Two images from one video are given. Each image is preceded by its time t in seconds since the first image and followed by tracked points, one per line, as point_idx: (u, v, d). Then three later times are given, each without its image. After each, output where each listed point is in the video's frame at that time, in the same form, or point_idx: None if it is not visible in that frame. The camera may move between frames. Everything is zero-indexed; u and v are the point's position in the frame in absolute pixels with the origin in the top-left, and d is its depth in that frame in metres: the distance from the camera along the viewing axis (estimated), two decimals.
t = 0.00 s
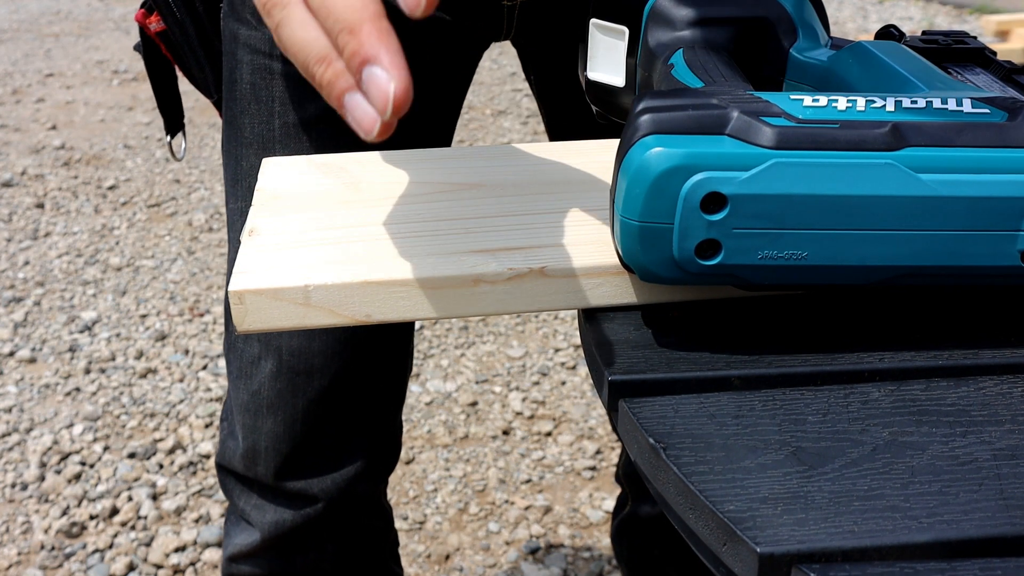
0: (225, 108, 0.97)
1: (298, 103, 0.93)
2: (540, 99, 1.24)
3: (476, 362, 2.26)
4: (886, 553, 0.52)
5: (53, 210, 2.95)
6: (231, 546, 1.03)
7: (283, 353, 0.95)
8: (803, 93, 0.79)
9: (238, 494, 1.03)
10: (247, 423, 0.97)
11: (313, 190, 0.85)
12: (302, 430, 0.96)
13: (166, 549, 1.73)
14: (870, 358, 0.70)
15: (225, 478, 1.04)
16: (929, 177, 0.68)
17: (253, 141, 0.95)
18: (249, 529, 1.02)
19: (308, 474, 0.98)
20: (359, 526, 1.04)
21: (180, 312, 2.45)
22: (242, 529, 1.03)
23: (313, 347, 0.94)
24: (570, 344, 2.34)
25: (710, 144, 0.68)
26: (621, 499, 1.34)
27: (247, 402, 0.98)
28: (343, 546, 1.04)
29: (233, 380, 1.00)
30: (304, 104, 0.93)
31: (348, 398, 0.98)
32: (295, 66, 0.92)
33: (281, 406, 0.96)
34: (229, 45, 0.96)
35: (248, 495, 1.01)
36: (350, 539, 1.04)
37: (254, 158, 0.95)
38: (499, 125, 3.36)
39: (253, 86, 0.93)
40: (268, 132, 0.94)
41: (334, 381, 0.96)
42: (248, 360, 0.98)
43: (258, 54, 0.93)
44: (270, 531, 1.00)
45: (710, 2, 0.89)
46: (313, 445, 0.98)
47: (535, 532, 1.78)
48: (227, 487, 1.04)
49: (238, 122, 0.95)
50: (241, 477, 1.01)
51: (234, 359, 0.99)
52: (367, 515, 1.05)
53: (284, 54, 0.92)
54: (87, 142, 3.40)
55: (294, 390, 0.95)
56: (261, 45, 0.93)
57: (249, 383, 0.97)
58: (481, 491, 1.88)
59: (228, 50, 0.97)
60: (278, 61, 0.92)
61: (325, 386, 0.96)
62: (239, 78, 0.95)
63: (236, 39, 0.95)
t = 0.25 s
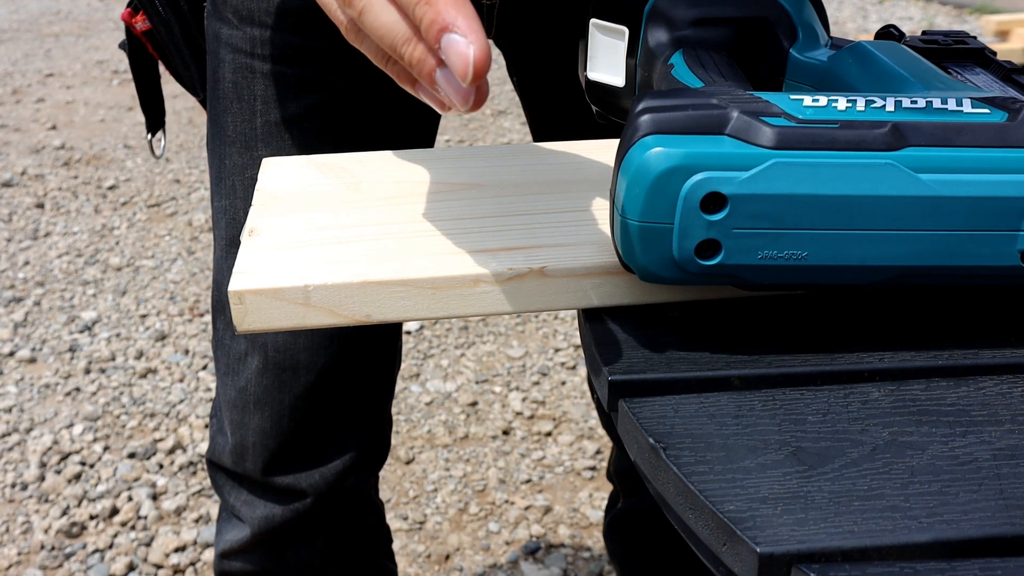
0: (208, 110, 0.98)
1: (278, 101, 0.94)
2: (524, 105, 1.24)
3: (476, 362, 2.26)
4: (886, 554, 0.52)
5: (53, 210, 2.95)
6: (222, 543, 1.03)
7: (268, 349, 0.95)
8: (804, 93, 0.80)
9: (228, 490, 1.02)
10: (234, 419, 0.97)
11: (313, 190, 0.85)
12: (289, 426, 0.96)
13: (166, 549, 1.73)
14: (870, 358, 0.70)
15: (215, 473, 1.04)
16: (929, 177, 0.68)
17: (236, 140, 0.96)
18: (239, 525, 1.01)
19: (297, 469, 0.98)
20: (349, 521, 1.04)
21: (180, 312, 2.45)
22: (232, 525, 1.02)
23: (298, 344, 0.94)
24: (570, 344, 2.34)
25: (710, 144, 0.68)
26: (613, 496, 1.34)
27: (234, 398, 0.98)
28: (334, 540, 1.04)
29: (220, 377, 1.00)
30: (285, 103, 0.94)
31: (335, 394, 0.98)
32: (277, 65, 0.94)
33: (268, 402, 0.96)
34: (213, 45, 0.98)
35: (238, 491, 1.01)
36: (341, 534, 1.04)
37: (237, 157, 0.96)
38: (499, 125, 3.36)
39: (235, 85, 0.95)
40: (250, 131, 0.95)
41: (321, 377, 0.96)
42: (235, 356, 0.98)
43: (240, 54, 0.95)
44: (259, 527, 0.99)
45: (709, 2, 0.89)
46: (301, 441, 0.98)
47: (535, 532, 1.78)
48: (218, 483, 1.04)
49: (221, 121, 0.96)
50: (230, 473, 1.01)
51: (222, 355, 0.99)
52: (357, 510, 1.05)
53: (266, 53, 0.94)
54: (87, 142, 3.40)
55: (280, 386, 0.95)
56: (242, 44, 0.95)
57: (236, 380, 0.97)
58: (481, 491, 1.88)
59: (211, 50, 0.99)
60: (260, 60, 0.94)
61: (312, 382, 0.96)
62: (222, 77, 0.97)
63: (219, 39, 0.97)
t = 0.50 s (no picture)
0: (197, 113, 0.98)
1: (266, 103, 0.94)
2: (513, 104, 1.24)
3: (476, 362, 2.26)
4: (886, 553, 0.52)
5: (53, 210, 2.95)
6: (217, 550, 1.03)
7: (260, 353, 0.95)
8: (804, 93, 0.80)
9: (221, 497, 1.02)
10: (227, 424, 0.97)
11: (313, 190, 0.85)
12: (281, 432, 0.96)
13: (166, 549, 1.73)
14: (870, 358, 0.70)
15: (208, 480, 1.03)
16: (930, 176, 0.68)
17: (225, 142, 0.95)
18: (233, 533, 1.01)
19: (290, 474, 0.98)
20: (342, 525, 1.04)
21: (180, 312, 2.45)
22: (226, 533, 1.02)
23: (289, 348, 0.94)
24: (570, 344, 2.34)
25: (710, 143, 0.68)
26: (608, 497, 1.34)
27: (226, 402, 0.97)
28: (329, 545, 1.04)
29: (212, 382, 1.00)
30: (274, 104, 0.94)
31: (328, 398, 0.98)
32: (264, 66, 0.93)
33: (260, 406, 0.95)
34: (200, 48, 0.97)
35: (231, 497, 1.01)
36: (336, 538, 1.04)
37: (227, 158, 0.95)
38: (499, 125, 3.36)
39: (223, 87, 0.94)
40: (239, 132, 0.94)
41: (312, 380, 0.96)
42: (226, 361, 0.97)
43: (227, 56, 0.94)
44: (253, 533, 0.99)
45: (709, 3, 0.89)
46: (294, 446, 0.97)
47: (535, 532, 1.78)
48: (211, 489, 1.03)
49: (210, 124, 0.95)
50: (223, 479, 1.01)
51: (212, 360, 0.99)
52: (351, 515, 1.05)
53: (253, 54, 0.93)
54: (87, 142, 3.40)
55: (272, 390, 0.95)
56: (229, 46, 0.94)
57: (228, 384, 0.97)
58: (481, 491, 1.88)
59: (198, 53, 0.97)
60: (247, 61, 0.93)
61: (304, 385, 0.96)
62: (210, 80, 0.95)
63: (206, 42, 0.96)
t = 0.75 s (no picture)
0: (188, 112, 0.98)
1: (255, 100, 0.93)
2: (504, 107, 1.24)
3: (476, 362, 2.26)
4: (886, 553, 0.52)
5: (53, 210, 2.95)
6: (210, 549, 1.02)
7: (250, 350, 0.95)
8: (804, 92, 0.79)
9: (214, 495, 1.01)
10: (218, 422, 0.97)
11: (313, 190, 0.85)
12: (272, 430, 0.96)
13: (165, 549, 1.73)
14: (870, 358, 0.70)
15: (201, 478, 1.03)
16: (930, 176, 0.68)
17: (214, 141, 0.95)
18: (226, 531, 1.01)
19: (281, 472, 0.97)
20: (335, 525, 1.04)
21: (180, 312, 2.45)
22: (219, 532, 1.02)
23: (279, 345, 0.94)
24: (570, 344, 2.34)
25: (710, 143, 0.68)
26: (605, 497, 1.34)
27: (217, 400, 0.97)
28: (323, 544, 1.03)
29: (202, 379, 0.99)
30: (262, 102, 0.93)
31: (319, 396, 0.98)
32: (254, 65, 0.93)
33: (250, 404, 0.95)
34: (190, 46, 0.97)
35: (223, 495, 1.00)
36: (329, 537, 1.04)
37: (215, 157, 0.95)
38: (500, 125, 3.36)
39: (211, 85, 0.94)
40: (227, 130, 0.94)
41: (303, 378, 0.96)
42: (216, 359, 0.97)
43: (217, 54, 0.94)
44: (246, 531, 0.98)
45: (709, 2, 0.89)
46: (285, 444, 0.97)
47: (535, 532, 1.78)
48: (203, 488, 1.03)
49: (199, 123, 0.95)
50: (216, 476, 1.00)
51: (203, 358, 0.99)
52: (345, 514, 1.04)
53: (244, 52, 0.93)
54: (87, 142, 3.40)
55: (262, 388, 0.95)
56: (218, 44, 0.94)
57: (219, 382, 0.97)
58: (481, 491, 1.88)
59: (189, 51, 0.97)
60: (235, 59, 0.93)
61: (294, 383, 0.96)
62: (199, 78, 0.96)
63: (196, 40, 0.96)
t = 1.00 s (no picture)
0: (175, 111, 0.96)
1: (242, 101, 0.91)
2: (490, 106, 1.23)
3: (476, 362, 2.26)
4: (886, 553, 0.52)
5: (53, 210, 2.95)
6: (204, 549, 1.02)
7: (240, 350, 0.95)
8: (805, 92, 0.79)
9: (207, 495, 1.02)
10: (209, 421, 0.97)
11: (312, 190, 0.85)
12: (264, 429, 0.96)
13: (165, 549, 1.73)
14: (870, 358, 0.70)
15: (194, 478, 1.03)
16: (929, 176, 0.68)
17: (202, 141, 0.93)
18: (219, 530, 1.01)
19: (273, 471, 0.97)
20: (328, 524, 1.03)
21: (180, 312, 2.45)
22: (213, 532, 1.02)
23: (270, 344, 0.94)
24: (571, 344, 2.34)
25: (710, 143, 0.68)
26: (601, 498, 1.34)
27: (209, 400, 0.97)
28: (316, 543, 1.03)
29: (194, 380, 0.99)
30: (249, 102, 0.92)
31: (311, 396, 0.98)
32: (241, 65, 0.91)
33: (242, 404, 0.95)
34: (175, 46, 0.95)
35: (216, 494, 1.01)
36: (323, 537, 1.04)
37: (203, 158, 0.93)
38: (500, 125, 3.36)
39: (198, 85, 0.92)
40: (215, 132, 0.92)
41: (295, 377, 0.95)
42: (207, 359, 0.97)
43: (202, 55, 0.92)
44: (238, 531, 0.98)
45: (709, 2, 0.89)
46: (276, 444, 0.97)
47: (535, 532, 1.78)
48: (197, 488, 1.03)
49: (187, 122, 0.94)
50: (209, 476, 1.00)
51: (195, 357, 0.99)
52: (337, 513, 1.04)
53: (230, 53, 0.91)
54: (87, 142, 3.40)
55: (254, 388, 0.95)
56: (204, 44, 0.92)
57: (210, 382, 0.97)
58: (481, 491, 1.88)
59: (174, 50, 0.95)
60: (221, 59, 0.91)
61: (285, 382, 0.95)
62: (185, 78, 0.94)
63: (181, 40, 0.94)
